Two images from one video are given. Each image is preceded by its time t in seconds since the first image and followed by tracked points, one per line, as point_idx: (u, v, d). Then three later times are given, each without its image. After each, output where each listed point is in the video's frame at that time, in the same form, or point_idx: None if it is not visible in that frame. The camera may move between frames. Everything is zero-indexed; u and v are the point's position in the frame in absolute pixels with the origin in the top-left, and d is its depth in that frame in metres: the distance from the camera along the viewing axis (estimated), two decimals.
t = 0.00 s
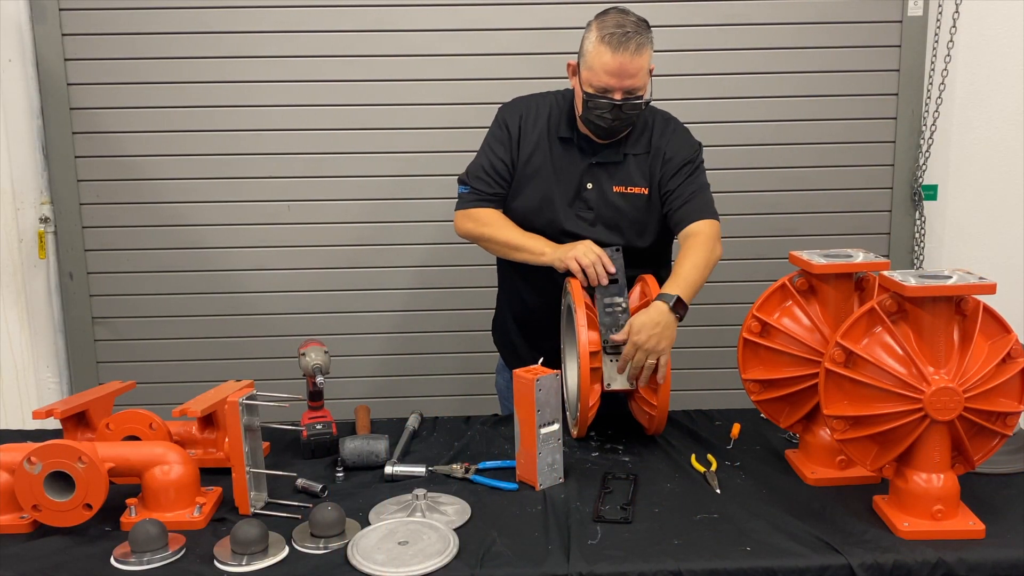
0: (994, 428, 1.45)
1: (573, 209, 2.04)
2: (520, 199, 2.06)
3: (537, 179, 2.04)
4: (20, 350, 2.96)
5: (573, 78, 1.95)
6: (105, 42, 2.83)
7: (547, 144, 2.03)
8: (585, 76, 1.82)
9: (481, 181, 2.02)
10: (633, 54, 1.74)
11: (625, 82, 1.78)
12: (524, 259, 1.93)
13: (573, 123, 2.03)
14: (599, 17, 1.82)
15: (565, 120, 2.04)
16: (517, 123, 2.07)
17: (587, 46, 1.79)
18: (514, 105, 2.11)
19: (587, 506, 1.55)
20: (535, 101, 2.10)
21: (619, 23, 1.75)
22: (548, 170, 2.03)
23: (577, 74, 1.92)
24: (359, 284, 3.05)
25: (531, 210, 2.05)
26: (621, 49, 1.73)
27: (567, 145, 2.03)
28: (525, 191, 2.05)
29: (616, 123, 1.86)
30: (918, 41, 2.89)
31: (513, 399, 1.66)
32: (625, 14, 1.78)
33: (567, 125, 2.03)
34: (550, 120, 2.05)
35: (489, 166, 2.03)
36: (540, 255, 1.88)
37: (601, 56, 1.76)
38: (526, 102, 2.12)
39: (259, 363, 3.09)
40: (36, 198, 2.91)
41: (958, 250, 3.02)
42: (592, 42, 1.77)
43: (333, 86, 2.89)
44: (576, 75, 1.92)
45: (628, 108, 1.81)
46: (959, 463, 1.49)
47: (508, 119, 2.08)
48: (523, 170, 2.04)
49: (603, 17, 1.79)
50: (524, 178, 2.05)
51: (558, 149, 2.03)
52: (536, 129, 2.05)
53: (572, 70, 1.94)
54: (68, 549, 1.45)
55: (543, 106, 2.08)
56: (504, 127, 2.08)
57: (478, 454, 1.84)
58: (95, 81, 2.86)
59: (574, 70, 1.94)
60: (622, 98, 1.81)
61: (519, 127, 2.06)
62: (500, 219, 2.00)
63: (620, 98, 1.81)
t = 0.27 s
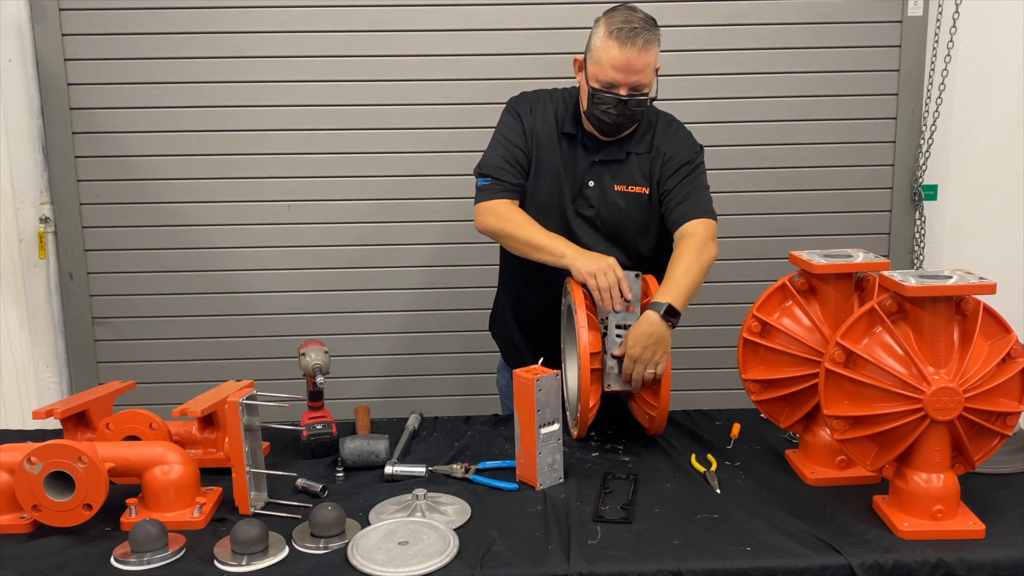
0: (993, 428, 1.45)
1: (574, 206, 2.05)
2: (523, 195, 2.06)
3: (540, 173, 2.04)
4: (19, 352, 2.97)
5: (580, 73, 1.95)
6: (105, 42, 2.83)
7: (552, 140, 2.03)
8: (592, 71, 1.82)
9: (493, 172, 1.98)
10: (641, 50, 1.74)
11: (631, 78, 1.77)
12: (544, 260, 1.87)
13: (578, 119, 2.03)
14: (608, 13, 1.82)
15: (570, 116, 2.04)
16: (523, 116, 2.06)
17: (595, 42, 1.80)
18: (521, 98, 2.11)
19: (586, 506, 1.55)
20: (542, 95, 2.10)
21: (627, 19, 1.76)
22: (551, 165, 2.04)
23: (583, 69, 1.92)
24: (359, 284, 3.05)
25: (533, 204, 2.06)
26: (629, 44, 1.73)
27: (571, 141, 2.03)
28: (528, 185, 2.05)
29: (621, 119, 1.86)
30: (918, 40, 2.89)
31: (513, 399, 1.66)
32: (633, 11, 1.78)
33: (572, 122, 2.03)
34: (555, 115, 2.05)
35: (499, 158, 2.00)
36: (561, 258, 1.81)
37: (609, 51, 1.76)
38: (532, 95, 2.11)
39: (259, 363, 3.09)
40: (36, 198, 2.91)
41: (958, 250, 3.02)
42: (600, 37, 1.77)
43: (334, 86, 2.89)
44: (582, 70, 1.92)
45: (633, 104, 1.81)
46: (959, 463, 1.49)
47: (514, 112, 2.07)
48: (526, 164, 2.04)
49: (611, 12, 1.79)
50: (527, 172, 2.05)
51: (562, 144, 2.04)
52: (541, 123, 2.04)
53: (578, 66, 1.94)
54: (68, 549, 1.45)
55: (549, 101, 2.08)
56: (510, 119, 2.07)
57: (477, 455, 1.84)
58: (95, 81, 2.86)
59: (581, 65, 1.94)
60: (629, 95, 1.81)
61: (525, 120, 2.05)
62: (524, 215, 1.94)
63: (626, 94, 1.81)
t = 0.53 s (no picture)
0: (994, 427, 1.45)
1: (574, 208, 2.05)
2: (523, 196, 2.08)
3: (540, 176, 2.05)
4: (20, 352, 2.96)
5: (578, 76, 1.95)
6: (106, 42, 2.83)
7: (553, 142, 2.03)
8: (591, 76, 1.82)
9: (491, 174, 2.01)
10: (639, 55, 1.74)
11: (630, 83, 1.78)
12: (538, 261, 1.90)
13: (578, 121, 2.03)
14: (606, 17, 1.82)
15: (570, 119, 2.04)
16: (523, 119, 2.07)
17: (593, 47, 1.80)
18: (523, 100, 2.11)
19: (586, 506, 1.55)
20: (543, 97, 2.10)
21: (626, 24, 1.75)
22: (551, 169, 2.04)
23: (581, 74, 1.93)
24: (360, 284, 3.05)
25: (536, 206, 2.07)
26: (628, 50, 1.74)
27: (571, 143, 2.03)
28: (528, 188, 2.06)
29: (620, 124, 1.86)
30: (919, 40, 2.89)
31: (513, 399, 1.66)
32: (631, 15, 1.78)
33: (572, 124, 2.03)
34: (555, 118, 2.05)
35: (498, 159, 2.02)
36: (555, 258, 1.84)
37: (607, 57, 1.76)
38: (534, 98, 2.11)
39: (260, 363, 3.09)
40: (36, 198, 2.91)
41: (959, 250, 3.02)
42: (598, 42, 1.78)
43: (334, 86, 2.89)
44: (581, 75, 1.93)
45: (633, 109, 1.81)
46: (960, 463, 1.49)
47: (516, 113, 2.08)
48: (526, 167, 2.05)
49: (611, 16, 1.79)
50: (528, 175, 2.06)
51: (561, 147, 2.04)
52: (541, 127, 2.04)
53: (578, 71, 1.94)
54: (68, 549, 1.44)
55: (550, 104, 2.08)
56: (511, 122, 2.08)
57: (478, 455, 1.84)
58: (96, 81, 2.86)
59: (580, 69, 1.94)
60: (628, 100, 1.81)
61: (525, 122, 2.06)
62: (519, 217, 1.96)
63: (626, 99, 1.81)
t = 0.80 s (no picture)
0: (994, 427, 1.45)
1: (572, 211, 2.06)
2: (521, 200, 2.09)
3: (537, 181, 2.06)
4: (20, 350, 2.95)
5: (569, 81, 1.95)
6: (106, 42, 2.83)
7: (548, 146, 2.04)
8: (579, 83, 1.82)
9: (488, 179, 2.03)
10: (626, 60, 1.74)
11: (618, 88, 1.77)
12: (539, 263, 1.91)
13: (574, 125, 2.03)
14: (591, 22, 1.81)
15: (565, 123, 2.04)
16: (519, 124, 2.08)
17: (579, 54, 1.80)
18: (520, 104, 2.12)
19: (586, 506, 1.55)
20: (538, 101, 2.11)
21: (611, 29, 1.75)
22: (548, 173, 2.05)
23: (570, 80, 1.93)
24: (360, 284, 3.05)
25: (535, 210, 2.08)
26: (613, 55, 1.74)
27: (567, 146, 2.04)
28: (526, 192, 2.08)
29: (611, 129, 1.87)
30: (919, 40, 2.89)
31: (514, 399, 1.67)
32: (616, 19, 1.78)
33: (568, 128, 2.04)
34: (550, 122, 2.05)
35: (495, 165, 2.04)
36: (554, 258, 1.85)
37: (593, 64, 1.76)
38: (531, 101, 2.12)
39: (260, 363, 3.09)
40: (36, 198, 2.91)
41: (959, 251, 3.02)
42: (583, 49, 1.78)
43: (334, 86, 2.89)
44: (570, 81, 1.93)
45: (624, 112, 1.81)
46: (960, 463, 1.49)
47: (513, 118, 2.09)
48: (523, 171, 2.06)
49: (595, 22, 1.79)
50: (525, 180, 2.07)
51: (557, 151, 2.05)
52: (536, 131, 2.05)
53: (567, 77, 1.94)
54: (68, 549, 1.44)
55: (545, 107, 2.08)
56: (508, 128, 2.10)
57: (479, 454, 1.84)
58: (96, 80, 2.86)
59: (571, 73, 1.94)
60: (617, 104, 1.81)
61: (521, 127, 2.07)
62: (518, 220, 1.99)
63: (615, 104, 1.81)
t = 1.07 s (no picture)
0: (994, 428, 1.45)
1: (572, 215, 2.06)
2: (522, 203, 2.09)
3: (538, 184, 2.06)
4: (20, 350, 2.94)
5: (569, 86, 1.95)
6: (106, 42, 2.83)
7: (548, 150, 2.04)
8: (579, 89, 1.82)
9: (488, 182, 2.03)
10: (625, 66, 1.74)
11: (617, 93, 1.77)
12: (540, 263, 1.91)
13: (573, 128, 2.03)
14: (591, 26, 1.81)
15: (564, 126, 2.04)
16: (518, 128, 2.08)
17: (579, 60, 1.79)
18: (520, 107, 2.12)
19: (586, 506, 1.55)
20: (537, 104, 2.10)
21: (610, 34, 1.75)
22: (547, 176, 2.05)
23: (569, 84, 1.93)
24: (360, 284, 3.05)
25: (535, 214, 2.08)
26: (612, 62, 1.73)
27: (567, 150, 2.04)
28: (526, 196, 2.08)
29: (610, 133, 1.87)
30: (919, 40, 2.89)
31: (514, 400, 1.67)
32: (615, 24, 1.77)
33: (568, 132, 2.04)
34: (549, 125, 2.05)
35: (495, 169, 2.04)
36: (555, 259, 1.85)
37: (592, 70, 1.76)
38: (530, 104, 2.12)
39: (260, 363, 3.09)
40: (36, 198, 2.90)
41: (959, 250, 3.02)
42: (583, 55, 1.77)
43: (334, 86, 2.89)
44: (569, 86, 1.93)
45: (623, 118, 1.81)
46: (960, 464, 1.49)
47: (512, 121, 2.09)
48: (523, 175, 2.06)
49: (594, 26, 1.78)
50: (526, 184, 2.07)
51: (557, 154, 2.05)
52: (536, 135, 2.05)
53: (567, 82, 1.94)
54: (68, 549, 1.44)
55: (544, 110, 2.08)
56: (507, 131, 2.10)
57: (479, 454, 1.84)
58: (96, 80, 2.86)
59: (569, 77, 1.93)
60: (617, 110, 1.81)
61: (521, 131, 2.07)
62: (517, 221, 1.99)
63: (614, 109, 1.81)
